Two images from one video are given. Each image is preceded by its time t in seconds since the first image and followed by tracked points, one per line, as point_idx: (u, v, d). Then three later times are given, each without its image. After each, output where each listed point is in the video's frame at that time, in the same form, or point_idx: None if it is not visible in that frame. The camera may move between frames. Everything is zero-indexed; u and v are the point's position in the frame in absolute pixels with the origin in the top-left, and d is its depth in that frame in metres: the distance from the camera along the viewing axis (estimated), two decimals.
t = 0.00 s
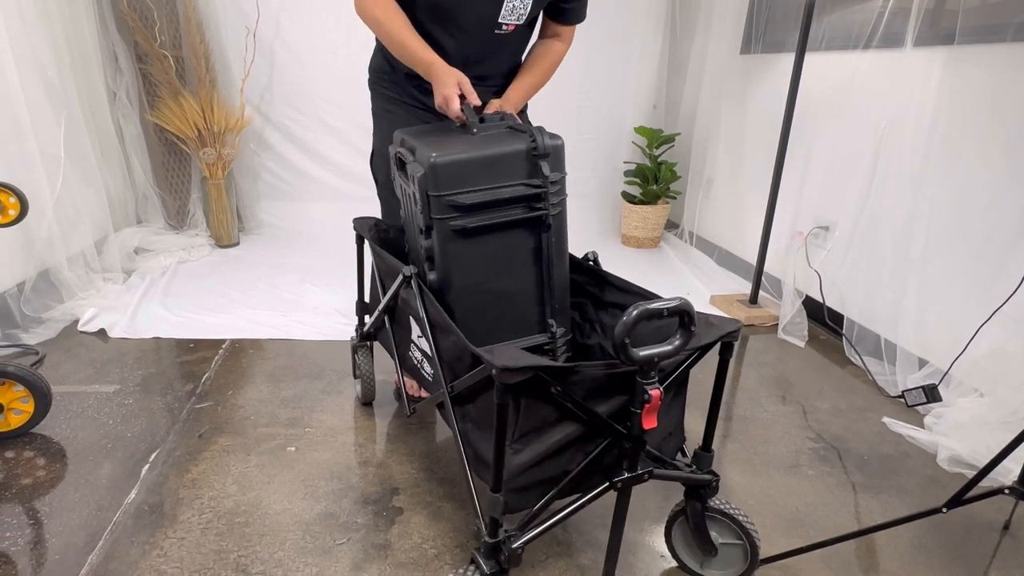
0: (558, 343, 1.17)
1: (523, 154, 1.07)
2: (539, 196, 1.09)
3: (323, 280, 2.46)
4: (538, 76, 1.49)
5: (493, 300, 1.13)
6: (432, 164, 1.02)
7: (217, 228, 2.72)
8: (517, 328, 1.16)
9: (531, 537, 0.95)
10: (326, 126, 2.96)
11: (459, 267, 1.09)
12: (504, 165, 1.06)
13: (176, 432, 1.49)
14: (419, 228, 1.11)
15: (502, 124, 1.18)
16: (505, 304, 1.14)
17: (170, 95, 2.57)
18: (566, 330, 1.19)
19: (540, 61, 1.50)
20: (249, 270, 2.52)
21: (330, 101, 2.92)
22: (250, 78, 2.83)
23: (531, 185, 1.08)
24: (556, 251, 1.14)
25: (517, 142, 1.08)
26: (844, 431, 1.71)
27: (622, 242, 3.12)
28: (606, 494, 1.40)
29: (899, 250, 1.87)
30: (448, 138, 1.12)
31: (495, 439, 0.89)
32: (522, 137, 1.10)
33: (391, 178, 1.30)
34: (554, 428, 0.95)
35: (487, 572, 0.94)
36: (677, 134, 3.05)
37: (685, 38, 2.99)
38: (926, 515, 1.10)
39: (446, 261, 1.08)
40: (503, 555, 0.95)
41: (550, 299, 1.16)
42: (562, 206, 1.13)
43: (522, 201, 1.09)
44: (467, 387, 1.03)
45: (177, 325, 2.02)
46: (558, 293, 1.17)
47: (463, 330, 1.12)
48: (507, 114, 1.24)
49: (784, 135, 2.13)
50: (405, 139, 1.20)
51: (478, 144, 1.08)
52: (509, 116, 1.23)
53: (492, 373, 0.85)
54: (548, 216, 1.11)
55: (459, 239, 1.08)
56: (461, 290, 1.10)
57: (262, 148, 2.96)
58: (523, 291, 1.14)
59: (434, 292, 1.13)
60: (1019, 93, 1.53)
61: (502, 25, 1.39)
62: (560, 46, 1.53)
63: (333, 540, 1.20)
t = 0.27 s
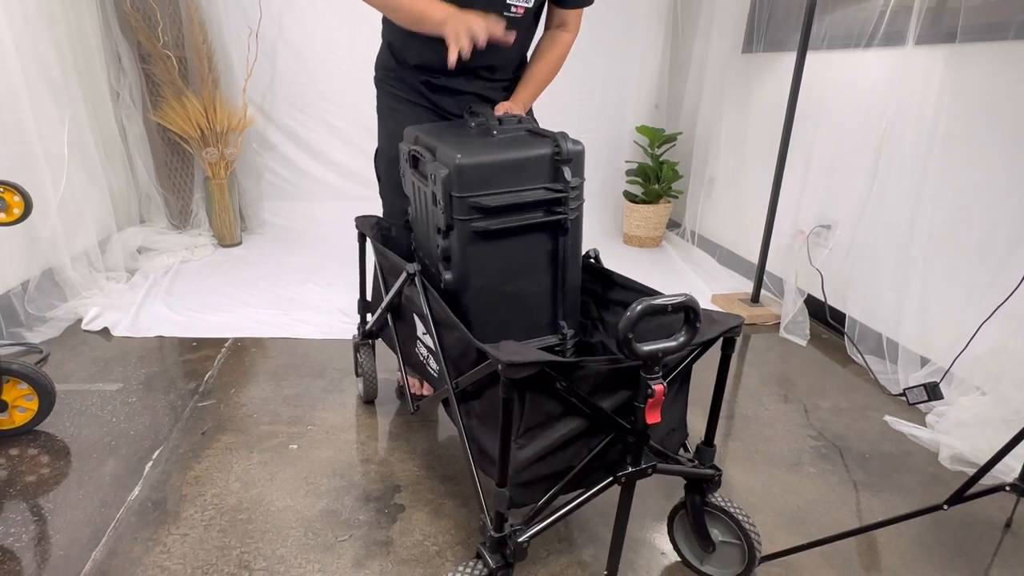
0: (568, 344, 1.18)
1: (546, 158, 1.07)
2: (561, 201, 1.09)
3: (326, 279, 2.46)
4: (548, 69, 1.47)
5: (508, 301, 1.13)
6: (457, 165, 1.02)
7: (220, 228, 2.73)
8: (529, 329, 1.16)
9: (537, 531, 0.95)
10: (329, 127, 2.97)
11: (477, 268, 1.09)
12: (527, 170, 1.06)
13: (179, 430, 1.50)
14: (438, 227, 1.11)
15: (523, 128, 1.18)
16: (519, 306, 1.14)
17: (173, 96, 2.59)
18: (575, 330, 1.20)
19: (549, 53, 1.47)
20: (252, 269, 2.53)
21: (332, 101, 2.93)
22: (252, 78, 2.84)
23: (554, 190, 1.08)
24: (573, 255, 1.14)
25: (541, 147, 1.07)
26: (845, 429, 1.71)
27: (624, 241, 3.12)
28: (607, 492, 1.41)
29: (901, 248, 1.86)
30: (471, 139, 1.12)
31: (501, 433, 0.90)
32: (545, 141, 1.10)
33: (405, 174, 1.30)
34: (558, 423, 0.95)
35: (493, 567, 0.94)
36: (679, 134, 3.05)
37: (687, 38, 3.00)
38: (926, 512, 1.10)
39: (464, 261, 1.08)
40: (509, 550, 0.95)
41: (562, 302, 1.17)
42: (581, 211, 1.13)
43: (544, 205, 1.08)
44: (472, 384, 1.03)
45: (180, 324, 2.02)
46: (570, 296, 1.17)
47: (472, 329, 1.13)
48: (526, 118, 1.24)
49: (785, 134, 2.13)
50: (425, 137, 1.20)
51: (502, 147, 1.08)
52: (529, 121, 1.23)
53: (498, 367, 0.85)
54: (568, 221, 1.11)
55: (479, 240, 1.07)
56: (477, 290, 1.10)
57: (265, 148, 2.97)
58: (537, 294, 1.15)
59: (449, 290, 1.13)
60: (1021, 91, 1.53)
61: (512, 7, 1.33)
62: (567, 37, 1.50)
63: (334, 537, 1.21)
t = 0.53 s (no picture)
0: (572, 348, 1.20)
1: (559, 167, 1.07)
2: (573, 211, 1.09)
3: (328, 281, 2.48)
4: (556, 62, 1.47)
5: (516, 305, 1.14)
6: (472, 172, 1.02)
7: (223, 229, 2.74)
8: (534, 332, 1.18)
9: (537, 528, 0.96)
10: (331, 129, 2.99)
11: (487, 273, 1.10)
12: (540, 179, 1.07)
13: (182, 430, 1.51)
14: (448, 231, 1.11)
15: (534, 134, 1.18)
16: (526, 310, 1.15)
17: (176, 98, 2.60)
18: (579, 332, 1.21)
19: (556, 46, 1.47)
20: (254, 270, 2.54)
21: (334, 102, 2.94)
22: (255, 80, 2.86)
23: (566, 199, 1.08)
24: (580, 261, 1.16)
25: (555, 156, 1.08)
26: (845, 429, 1.72)
27: (625, 242, 3.13)
28: (607, 491, 1.41)
29: (901, 249, 1.87)
30: (485, 145, 1.12)
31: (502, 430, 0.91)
32: (557, 149, 1.10)
33: (414, 174, 1.30)
34: (558, 421, 0.96)
35: (494, 563, 0.95)
36: (680, 134, 3.06)
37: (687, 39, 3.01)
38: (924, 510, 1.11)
39: (474, 267, 1.09)
40: (510, 546, 0.96)
41: (569, 307, 1.18)
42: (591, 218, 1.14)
43: (555, 214, 1.09)
44: (474, 383, 1.04)
45: (183, 324, 2.04)
46: (575, 300, 1.18)
47: (477, 332, 1.14)
48: (537, 123, 1.25)
49: (785, 134, 2.14)
50: (436, 140, 1.20)
51: (517, 154, 1.08)
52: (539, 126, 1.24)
53: (498, 367, 0.86)
54: (577, 229, 1.12)
55: (489, 246, 1.08)
56: (487, 295, 1.11)
57: (267, 150, 2.99)
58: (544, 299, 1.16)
59: (457, 293, 1.14)
60: (1020, 92, 1.54)
61: None
62: (574, 21, 1.51)
63: (336, 534, 1.22)
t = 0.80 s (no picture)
0: (573, 348, 1.20)
1: (558, 168, 1.07)
2: (573, 210, 1.09)
3: (329, 281, 2.48)
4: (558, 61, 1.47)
5: (516, 306, 1.14)
6: (471, 173, 1.03)
7: (224, 230, 2.75)
8: (535, 333, 1.18)
9: (538, 528, 0.96)
10: (332, 129, 2.99)
11: (487, 274, 1.10)
12: (539, 178, 1.07)
13: (184, 430, 1.52)
14: (448, 232, 1.12)
15: (533, 134, 1.19)
16: (526, 311, 1.16)
17: (177, 99, 2.61)
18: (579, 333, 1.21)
19: (556, 46, 1.48)
20: (255, 271, 2.54)
21: (335, 103, 2.94)
22: (256, 81, 2.86)
23: (565, 199, 1.09)
24: (580, 261, 1.16)
25: (553, 156, 1.08)
26: (846, 429, 1.72)
27: (626, 242, 3.13)
28: (608, 491, 1.42)
29: (901, 248, 1.87)
30: (484, 146, 1.13)
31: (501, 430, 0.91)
32: (556, 149, 1.10)
33: (415, 175, 1.31)
34: (558, 421, 0.97)
35: (494, 563, 0.96)
36: (681, 134, 3.06)
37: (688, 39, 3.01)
38: (924, 510, 1.11)
39: (474, 267, 1.09)
40: (510, 546, 0.96)
41: (569, 308, 1.19)
42: (590, 217, 1.14)
43: (554, 214, 1.09)
44: (474, 383, 1.04)
45: (185, 325, 2.04)
46: (575, 300, 1.19)
47: (477, 332, 1.14)
48: (537, 123, 1.25)
49: (786, 134, 2.14)
50: (435, 141, 1.20)
51: (515, 154, 1.08)
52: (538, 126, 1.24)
53: (498, 367, 0.86)
54: (577, 230, 1.12)
55: (489, 247, 1.09)
56: (487, 295, 1.12)
57: (268, 151, 2.99)
58: (544, 299, 1.16)
59: (458, 294, 1.15)
60: (1020, 92, 1.54)
61: (505, 4, 1.36)
62: (573, 24, 1.50)
63: (338, 534, 1.22)
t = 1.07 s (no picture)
0: (573, 348, 1.20)
1: (558, 167, 1.07)
2: (573, 210, 1.09)
3: (330, 282, 2.48)
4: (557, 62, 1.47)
5: (517, 306, 1.14)
6: (471, 173, 1.03)
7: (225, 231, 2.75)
8: (535, 333, 1.18)
9: (538, 529, 0.96)
10: (332, 130, 2.99)
11: (486, 274, 1.10)
12: (539, 178, 1.07)
13: (185, 431, 1.52)
14: (448, 233, 1.12)
15: (533, 134, 1.19)
16: (527, 311, 1.15)
17: (178, 101, 2.61)
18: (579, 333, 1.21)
19: (555, 46, 1.48)
20: (256, 272, 2.54)
21: (336, 104, 2.95)
22: (257, 83, 2.87)
23: (565, 198, 1.08)
24: (580, 261, 1.16)
25: (553, 155, 1.08)
26: (847, 429, 1.71)
27: (627, 242, 3.12)
28: (609, 491, 1.41)
29: (902, 247, 1.86)
30: (484, 146, 1.13)
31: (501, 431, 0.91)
32: (556, 149, 1.10)
33: (415, 176, 1.31)
34: (558, 422, 0.97)
35: (494, 563, 0.95)
36: (681, 134, 3.06)
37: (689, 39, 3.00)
38: (926, 510, 1.11)
39: (474, 267, 1.09)
40: (510, 547, 0.96)
41: (569, 308, 1.18)
42: (590, 217, 1.14)
43: (554, 213, 1.09)
44: (474, 383, 1.04)
45: (186, 326, 2.04)
46: (576, 300, 1.18)
47: (477, 332, 1.14)
48: (536, 123, 1.25)
49: (787, 134, 2.14)
50: (435, 141, 1.20)
51: (515, 154, 1.08)
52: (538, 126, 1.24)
53: (498, 367, 0.86)
54: (577, 229, 1.12)
55: (489, 247, 1.08)
56: (487, 295, 1.11)
57: (269, 151, 2.99)
58: (544, 299, 1.16)
59: (458, 294, 1.15)
60: (1021, 90, 1.53)
61: (500, 6, 1.36)
62: (571, 25, 1.50)
63: (338, 535, 1.22)
